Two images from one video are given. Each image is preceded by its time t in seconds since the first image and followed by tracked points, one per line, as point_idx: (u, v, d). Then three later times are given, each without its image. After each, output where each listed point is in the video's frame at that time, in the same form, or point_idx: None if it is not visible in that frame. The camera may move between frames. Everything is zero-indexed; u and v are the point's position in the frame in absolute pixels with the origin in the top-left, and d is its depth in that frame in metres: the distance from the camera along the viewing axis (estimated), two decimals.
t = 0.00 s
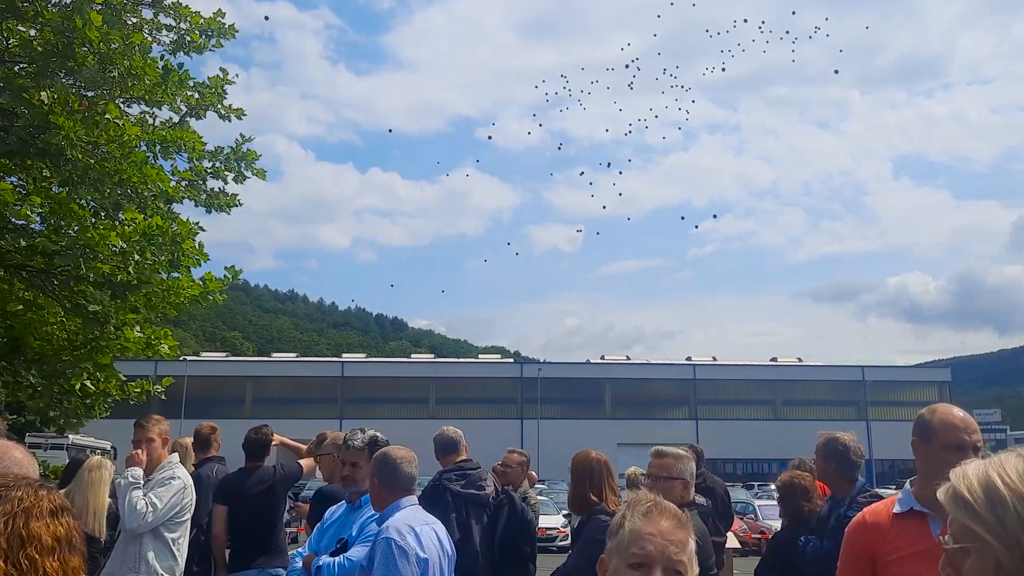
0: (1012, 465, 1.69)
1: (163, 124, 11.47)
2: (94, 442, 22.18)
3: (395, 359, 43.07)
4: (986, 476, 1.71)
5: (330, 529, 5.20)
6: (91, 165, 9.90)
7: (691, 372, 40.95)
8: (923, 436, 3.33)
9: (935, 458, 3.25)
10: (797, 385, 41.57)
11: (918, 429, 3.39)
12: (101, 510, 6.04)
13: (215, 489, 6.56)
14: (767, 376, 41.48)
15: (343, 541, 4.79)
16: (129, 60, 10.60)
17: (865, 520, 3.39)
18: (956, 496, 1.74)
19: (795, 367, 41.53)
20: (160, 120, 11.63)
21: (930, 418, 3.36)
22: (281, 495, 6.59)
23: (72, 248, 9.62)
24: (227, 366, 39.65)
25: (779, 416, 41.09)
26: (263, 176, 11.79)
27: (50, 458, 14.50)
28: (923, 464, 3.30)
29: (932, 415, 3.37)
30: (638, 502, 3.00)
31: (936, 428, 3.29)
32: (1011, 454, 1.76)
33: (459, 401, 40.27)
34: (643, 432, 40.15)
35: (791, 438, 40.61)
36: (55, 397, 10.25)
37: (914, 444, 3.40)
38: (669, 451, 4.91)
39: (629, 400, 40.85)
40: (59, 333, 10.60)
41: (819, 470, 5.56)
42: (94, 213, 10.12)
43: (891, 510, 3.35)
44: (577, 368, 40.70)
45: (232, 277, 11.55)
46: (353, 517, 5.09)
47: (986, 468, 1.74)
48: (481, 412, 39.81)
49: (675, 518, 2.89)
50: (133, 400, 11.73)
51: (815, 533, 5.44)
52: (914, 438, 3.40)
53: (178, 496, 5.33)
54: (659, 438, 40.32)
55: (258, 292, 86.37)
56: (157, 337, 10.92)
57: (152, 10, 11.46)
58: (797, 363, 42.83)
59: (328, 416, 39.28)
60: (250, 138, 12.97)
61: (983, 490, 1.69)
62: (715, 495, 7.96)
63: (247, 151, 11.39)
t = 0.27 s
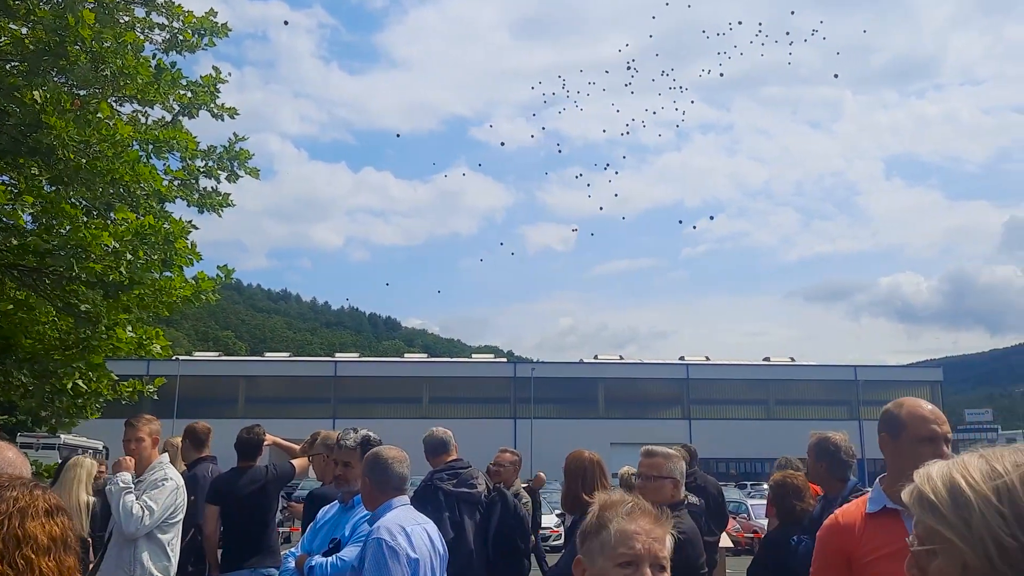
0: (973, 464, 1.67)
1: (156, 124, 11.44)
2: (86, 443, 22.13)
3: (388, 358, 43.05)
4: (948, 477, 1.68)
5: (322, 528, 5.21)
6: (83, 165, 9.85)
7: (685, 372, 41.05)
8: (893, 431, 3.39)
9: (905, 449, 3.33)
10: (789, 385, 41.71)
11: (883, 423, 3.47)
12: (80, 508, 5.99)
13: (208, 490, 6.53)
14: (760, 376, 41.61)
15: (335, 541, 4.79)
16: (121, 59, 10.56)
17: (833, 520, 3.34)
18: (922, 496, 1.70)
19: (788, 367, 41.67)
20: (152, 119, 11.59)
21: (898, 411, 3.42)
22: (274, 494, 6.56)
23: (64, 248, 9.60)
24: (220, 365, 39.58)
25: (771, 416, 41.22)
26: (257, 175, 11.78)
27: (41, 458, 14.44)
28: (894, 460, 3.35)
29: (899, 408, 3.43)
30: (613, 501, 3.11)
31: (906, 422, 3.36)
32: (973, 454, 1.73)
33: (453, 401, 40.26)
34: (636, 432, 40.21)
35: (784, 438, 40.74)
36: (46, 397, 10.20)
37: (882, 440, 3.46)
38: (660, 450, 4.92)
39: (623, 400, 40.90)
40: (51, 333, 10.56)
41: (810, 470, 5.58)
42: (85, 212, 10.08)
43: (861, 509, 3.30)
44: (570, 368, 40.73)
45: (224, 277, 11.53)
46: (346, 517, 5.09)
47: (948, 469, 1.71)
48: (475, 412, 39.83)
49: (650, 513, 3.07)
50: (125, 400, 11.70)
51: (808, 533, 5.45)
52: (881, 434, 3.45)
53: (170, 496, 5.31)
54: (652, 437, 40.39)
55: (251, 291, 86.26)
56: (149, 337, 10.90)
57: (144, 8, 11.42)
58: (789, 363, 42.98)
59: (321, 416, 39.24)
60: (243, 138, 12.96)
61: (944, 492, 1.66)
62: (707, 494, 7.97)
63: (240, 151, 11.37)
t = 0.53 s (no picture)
0: (951, 460, 1.67)
1: (151, 123, 11.40)
2: (81, 442, 22.08)
3: (384, 358, 43.04)
4: (922, 475, 1.68)
5: (318, 529, 5.21)
6: (79, 165, 9.79)
7: (680, 372, 41.12)
8: (880, 433, 3.40)
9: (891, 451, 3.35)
10: (785, 385, 41.81)
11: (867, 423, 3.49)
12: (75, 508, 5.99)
13: (202, 492, 6.52)
14: (755, 376, 41.69)
15: (331, 542, 4.79)
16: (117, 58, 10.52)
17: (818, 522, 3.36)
18: (898, 493, 1.70)
19: (783, 367, 41.78)
20: (148, 119, 11.57)
21: (884, 412, 3.44)
22: (269, 495, 6.57)
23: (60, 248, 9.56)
24: (215, 365, 39.55)
25: (767, 415, 41.32)
26: (253, 175, 11.78)
27: (37, 458, 14.42)
28: (883, 461, 3.38)
29: (885, 409, 3.46)
30: (592, 500, 3.08)
31: (892, 422, 3.37)
32: (947, 450, 1.73)
33: (449, 400, 40.27)
34: (632, 432, 40.24)
35: (780, 437, 40.83)
36: (42, 398, 10.18)
37: (868, 441, 3.47)
38: (649, 451, 4.94)
39: (619, 400, 40.93)
40: (46, 334, 10.52)
41: (805, 469, 5.57)
42: (81, 212, 10.03)
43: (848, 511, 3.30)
44: (566, 368, 40.76)
45: (221, 277, 11.52)
46: (342, 518, 5.09)
47: (922, 466, 1.71)
48: (471, 411, 39.86)
49: (628, 510, 3.07)
50: (121, 401, 11.67)
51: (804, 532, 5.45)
52: (866, 435, 3.47)
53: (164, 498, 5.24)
54: (648, 437, 40.43)
55: (246, 291, 86.16)
56: (145, 337, 10.89)
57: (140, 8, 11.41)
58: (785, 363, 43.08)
59: (317, 416, 39.21)
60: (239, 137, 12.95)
61: (920, 488, 1.66)
62: (704, 493, 7.99)
63: (236, 150, 11.36)
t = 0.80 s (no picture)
0: (927, 461, 1.81)
1: (150, 125, 11.40)
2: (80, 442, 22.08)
3: (383, 359, 43.01)
4: (899, 476, 1.81)
5: (317, 531, 5.22)
6: (78, 166, 9.77)
7: (680, 373, 41.12)
8: (890, 433, 3.38)
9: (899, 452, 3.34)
10: (785, 385, 41.81)
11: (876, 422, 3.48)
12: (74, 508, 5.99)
13: (201, 493, 6.51)
14: (755, 377, 41.69)
15: (331, 543, 4.80)
16: (117, 61, 10.53)
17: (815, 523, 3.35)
18: (873, 495, 1.83)
19: (783, 368, 41.78)
20: (147, 120, 11.56)
21: (895, 412, 3.42)
22: (269, 496, 6.57)
23: (59, 250, 9.54)
24: (215, 366, 39.54)
25: (767, 416, 41.31)
26: (252, 176, 11.79)
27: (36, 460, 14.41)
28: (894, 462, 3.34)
29: (896, 409, 3.43)
30: (598, 502, 3.09)
31: (905, 423, 3.35)
32: (922, 451, 1.88)
33: (448, 401, 40.27)
34: (632, 432, 40.24)
35: (779, 438, 40.83)
36: (42, 399, 10.21)
37: (877, 441, 3.44)
38: (644, 451, 4.94)
39: (618, 401, 40.92)
40: (46, 335, 10.51)
41: (805, 470, 5.56)
42: (80, 214, 10.01)
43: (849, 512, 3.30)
44: (565, 369, 40.76)
45: (219, 278, 11.53)
46: (341, 520, 5.11)
47: (901, 465, 1.85)
48: (470, 412, 39.85)
49: (633, 511, 3.08)
50: (121, 402, 11.67)
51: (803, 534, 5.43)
52: (875, 435, 3.45)
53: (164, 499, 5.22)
54: (648, 438, 40.42)
55: (245, 292, 86.13)
56: (145, 338, 10.94)
57: (139, 9, 11.41)
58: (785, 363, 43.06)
59: (316, 417, 39.19)
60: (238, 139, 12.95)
61: (895, 488, 1.79)
62: (704, 495, 7.96)
63: (235, 152, 11.36)
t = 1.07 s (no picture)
0: (894, 462, 1.82)
1: (150, 128, 11.40)
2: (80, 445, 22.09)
3: (383, 361, 43.03)
4: (862, 478, 1.83)
5: (318, 534, 5.22)
6: (78, 169, 9.78)
7: (680, 374, 41.17)
8: (915, 435, 3.16)
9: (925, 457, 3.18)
10: (785, 387, 41.84)
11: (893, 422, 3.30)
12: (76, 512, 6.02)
13: (201, 495, 6.50)
14: (754, 378, 41.72)
15: (331, 546, 4.80)
16: (116, 64, 10.53)
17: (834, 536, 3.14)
18: (838, 499, 1.85)
19: (782, 369, 41.83)
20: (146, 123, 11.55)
21: (921, 415, 3.21)
22: (268, 499, 6.58)
23: (60, 253, 9.54)
24: (215, 368, 39.59)
25: (767, 417, 41.34)
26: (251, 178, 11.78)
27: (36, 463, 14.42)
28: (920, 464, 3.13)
29: (922, 412, 3.23)
30: (633, 505, 2.96)
31: (932, 425, 3.15)
32: (888, 454, 1.89)
33: (448, 403, 40.29)
34: (631, 434, 40.25)
35: (779, 439, 40.85)
36: (43, 401, 10.22)
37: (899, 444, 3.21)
38: (642, 455, 4.96)
39: (618, 402, 40.94)
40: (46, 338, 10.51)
41: (804, 473, 5.55)
42: (80, 217, 10.01)
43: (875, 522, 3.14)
44: (565, 371, 40.82)
45: (219, 280, 11.53)
46: (340, 523, 5.11)
47: (860, 469, 1.87)
48: (470, 414, 39.87)
49: (667, 516, 2.98)
50: (121, 405, 11.66)
51: (802, 536, 5.42)
52: (898, 437, 3.22)
53: (167, 502, 5.23)
54: (648, 439, 40.43)
55: (245, 294, 86.22)
56: (145, 340, 10.93)
57: (139, 13, 11.41)
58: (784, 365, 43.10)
59: (316, 419, 39.21)
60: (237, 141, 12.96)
61: (861, 495, 1.80)
62: (704, 497, 7.95)
63: (235, 155, 11.38)
